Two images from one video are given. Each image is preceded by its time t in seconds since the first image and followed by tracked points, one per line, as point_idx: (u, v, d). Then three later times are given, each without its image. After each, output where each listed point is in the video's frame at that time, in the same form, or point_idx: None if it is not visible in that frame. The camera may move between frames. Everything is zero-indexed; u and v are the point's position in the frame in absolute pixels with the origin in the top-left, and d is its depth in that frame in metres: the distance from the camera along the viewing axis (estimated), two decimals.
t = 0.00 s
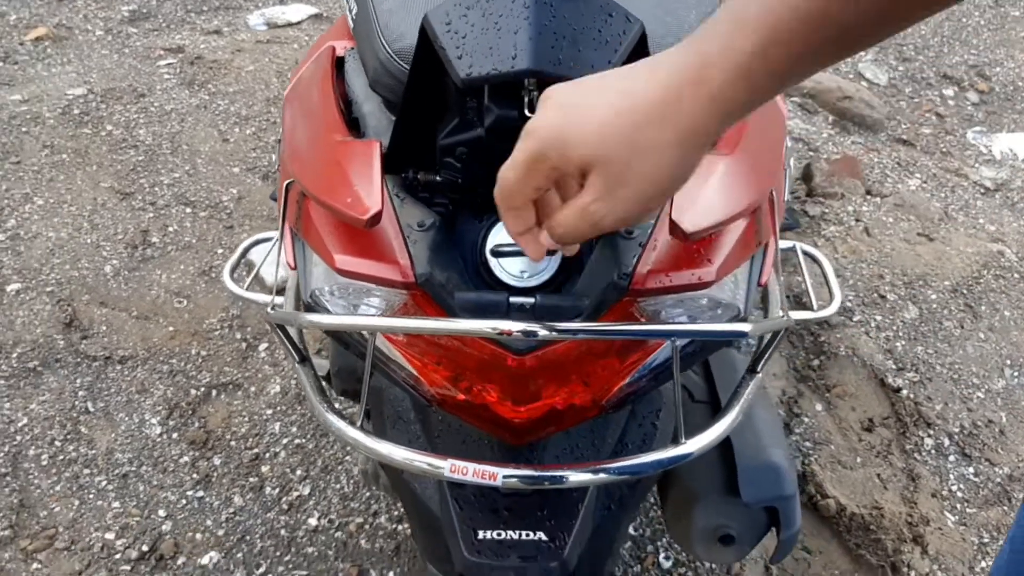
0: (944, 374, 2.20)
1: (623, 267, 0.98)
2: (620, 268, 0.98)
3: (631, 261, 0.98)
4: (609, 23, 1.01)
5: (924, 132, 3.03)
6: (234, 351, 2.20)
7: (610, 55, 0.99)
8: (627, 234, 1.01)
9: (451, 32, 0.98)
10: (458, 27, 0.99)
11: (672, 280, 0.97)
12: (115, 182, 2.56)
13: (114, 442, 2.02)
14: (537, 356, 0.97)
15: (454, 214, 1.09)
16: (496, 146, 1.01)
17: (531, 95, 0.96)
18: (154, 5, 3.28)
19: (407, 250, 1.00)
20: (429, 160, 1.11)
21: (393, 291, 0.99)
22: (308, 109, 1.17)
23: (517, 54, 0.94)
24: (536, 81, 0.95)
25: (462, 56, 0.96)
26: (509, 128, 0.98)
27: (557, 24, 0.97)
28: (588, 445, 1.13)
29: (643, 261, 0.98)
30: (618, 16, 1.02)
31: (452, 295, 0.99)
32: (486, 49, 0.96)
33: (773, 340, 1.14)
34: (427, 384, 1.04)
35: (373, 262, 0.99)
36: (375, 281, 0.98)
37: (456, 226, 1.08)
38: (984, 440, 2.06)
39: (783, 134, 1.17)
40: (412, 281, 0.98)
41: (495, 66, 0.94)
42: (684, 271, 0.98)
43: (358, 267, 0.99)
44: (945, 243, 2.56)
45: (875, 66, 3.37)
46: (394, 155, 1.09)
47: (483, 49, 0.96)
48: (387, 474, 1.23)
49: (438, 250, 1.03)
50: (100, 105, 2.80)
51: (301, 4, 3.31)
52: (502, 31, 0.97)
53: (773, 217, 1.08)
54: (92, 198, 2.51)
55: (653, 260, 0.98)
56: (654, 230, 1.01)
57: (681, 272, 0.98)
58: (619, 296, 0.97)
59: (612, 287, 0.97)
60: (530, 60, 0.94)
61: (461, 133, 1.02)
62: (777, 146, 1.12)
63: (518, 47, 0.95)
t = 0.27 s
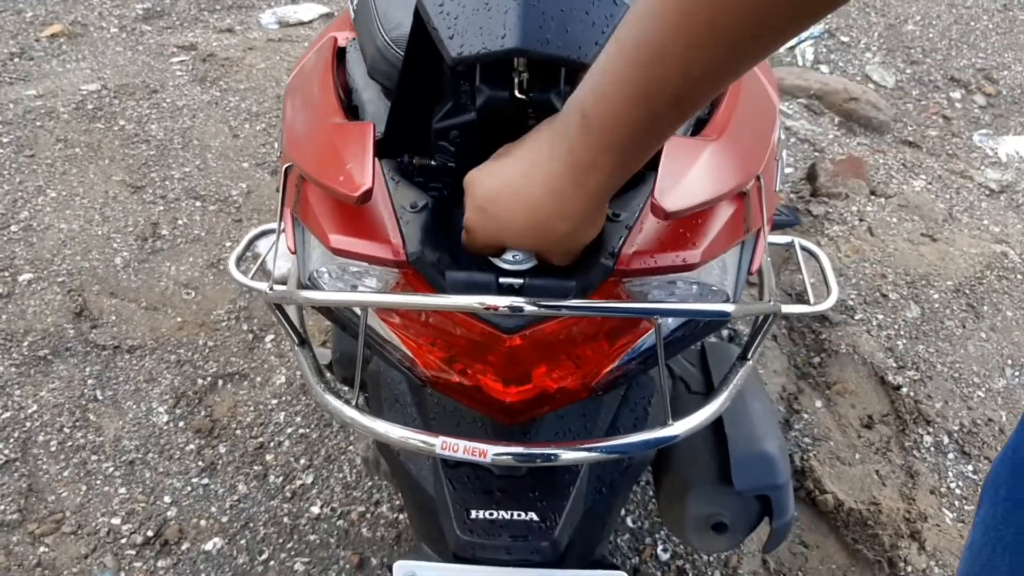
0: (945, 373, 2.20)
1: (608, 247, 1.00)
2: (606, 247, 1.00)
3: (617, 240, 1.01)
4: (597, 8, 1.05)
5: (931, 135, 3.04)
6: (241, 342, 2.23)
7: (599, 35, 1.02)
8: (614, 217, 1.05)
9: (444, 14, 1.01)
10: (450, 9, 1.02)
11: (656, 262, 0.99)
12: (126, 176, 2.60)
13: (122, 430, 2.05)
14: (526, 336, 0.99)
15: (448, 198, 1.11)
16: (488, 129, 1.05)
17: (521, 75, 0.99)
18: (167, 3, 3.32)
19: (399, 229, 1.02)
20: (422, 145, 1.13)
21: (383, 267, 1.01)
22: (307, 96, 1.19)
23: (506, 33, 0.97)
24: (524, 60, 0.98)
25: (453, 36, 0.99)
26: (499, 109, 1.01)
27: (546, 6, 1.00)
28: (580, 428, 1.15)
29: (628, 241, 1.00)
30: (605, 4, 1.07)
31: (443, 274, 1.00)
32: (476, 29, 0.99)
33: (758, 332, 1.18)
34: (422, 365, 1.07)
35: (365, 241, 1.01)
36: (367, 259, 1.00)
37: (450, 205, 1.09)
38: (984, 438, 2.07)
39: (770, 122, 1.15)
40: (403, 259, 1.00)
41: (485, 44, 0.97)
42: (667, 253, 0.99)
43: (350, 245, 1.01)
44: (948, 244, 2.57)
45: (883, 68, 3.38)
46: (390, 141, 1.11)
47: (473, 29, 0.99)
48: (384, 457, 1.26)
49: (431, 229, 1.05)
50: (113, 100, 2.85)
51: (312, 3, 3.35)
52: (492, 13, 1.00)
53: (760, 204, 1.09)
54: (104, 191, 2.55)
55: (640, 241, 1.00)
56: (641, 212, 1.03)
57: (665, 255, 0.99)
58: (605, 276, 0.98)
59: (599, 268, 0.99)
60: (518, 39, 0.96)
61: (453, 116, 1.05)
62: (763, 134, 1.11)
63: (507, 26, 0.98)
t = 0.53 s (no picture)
0: (948, 377, 2.21)
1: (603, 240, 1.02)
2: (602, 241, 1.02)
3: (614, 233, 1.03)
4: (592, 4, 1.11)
5: (938, 141, 3.04)
6: (248, 337, 2.25)
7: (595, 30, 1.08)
8: (611, 211, 1.06)
9: (446, 8, 1.06)
10: (452, 3, 1.07)
11: (651, 254, 1.00)
12: (138, 172, 2.63)
13: (129, 422, 2.07)
14: (524, 326, 1.01)
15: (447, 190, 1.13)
16: (489, 121, 1.10)
17: (521, 69, 1.06)
18: (181, 3, 3.36)
19: (399, 217, 1.03)
20: (423, 137, 1.15)
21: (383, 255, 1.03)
22: (314, 92, 1.21)
23: (506, 27, 1.02)
24: (523, 52, 1.04)
25: (455, 30, 1.04)
26: (499, 101, 1.07)
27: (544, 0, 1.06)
28: (577, 420, 1.17)
29: (625, 233, 1.01)
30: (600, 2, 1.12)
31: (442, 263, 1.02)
32: (478, 23, 1.04)
33: (755, 329, 1.20)
34: (423, 356, 1.09)
35: (367, 229, 1.02)
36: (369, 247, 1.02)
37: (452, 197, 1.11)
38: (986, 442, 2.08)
39: (768, 117, 1.17)
40: (403, 248, 1.01)
41: (484, 37, 1.02)
42: (662, 245, 1.01)
43: (351, 233, 1.02)
44: (954, 249, 2.57)
45: (891, 74, 3.39)
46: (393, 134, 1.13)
47: (475, 23, 1.04)
48: (385, 448, 1.28)
49: (432, 218, 1.08)
50: (126, 98, 2.88)
51: (324, 5, 3.38)
52: (492, 6, 1.05)
53: (757, 198, 1.10)
54: (116, 187, 2.58)
55: (635, 233, 1.01)
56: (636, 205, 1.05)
57: (660, 246, 1.01)
58: (599, 267, 1.00)
59: (594, 258, 1.00)
60: (516, 32, 1.02)
61: (454, 109, 1.10)
62: (760, 129, 1.12)
63: (506, 20, 1.03)
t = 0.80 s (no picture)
0: (956, 381, 2.21)
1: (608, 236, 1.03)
2: (606, 237, 1.03)
3: (618, 229, 1.03)
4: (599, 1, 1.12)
5: (949, 146, 3.03)
6: (258, 335, 2.27)
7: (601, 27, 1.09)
8: (616, 208, 1.07)
9: (454, 7, 1.08)
10: (459, 2, 1.08)
11: (655, 251, 1.01)
12: (151, 171, 2.66)
13: (139, 418, 2.09)
14: (528, 321, 1.02)
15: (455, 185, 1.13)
16: (497, 118, 1.11)
17: (527, 67, 1.07)
18: (195, 4, 3.39)
19: (406, 213, 1.04)
20: (432, 134, 1.18)
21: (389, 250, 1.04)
22: (323, 90, 1.22)
23: (512, 25, 1.04)
24: (529, 50, 1.05)
25: (462, 28, 1.05)
26: (506, 98, 1.08)
27: None
28: (582, 417, 1.18)
29: (629, 229, 1.02)
30: None
31: (447, 259, 1.02)
32: (485, 22, 1.05)
33: (760, 330, 1.20)
34: (429, 351, 1.10)
35: (373, 223, 1.03)
36: (376, 242, 1.03)
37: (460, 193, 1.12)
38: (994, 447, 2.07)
39: (774, 116, 1.17)
40: (410, 243, 1.02)
41: (492, 36, 1.04)
42: (667, 242, 1.02)
43: (358, 228, 1.03)
44: (963, 254, 2.57)
45: (902, 79, 3.38)
46: (401, 132, 1.16)
47: (482, 21, 1.05)
48: (391, 443, 1.29)
49: (438, 215, 1.07)
50: (140, 98, 2.91)
51: (337, 7, 3.40)
52: (498, 5, 1.06)
53: (762, 197, 1.11)
54: (128, 186, 2.61)
55: (640, 230, 1.02)
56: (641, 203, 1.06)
57: (665, 243, 1.01)
58: (603, 264, 1.01)
59: (598, 255, 1.01)
60: (523, 31, 1.03)
61: (462, 107, 1.12)
62: (766, 128, 1.12)
63: (512, 19, 1.04)
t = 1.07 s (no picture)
0: (965, 388, 2.21)
1: (618, 235, 1.05)
2: (617, 236, 1.04)
3: (628, 229, 1.05)
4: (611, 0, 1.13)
5: (961, 153, 3.03)
6: (270, 333, 2.29)
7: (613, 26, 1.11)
8: (626, 208, 1.08)
9: (468, 5, 1.09)
10: None
11: (664, 251, 1.02)
12: (166, 171, 2.69)
13: (153, 415, 2.12)
14: (538, 320, 1.04)
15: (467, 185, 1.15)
16: (509, 117, 1.12)
17: (540, 65, 1.09)
18: (212, 7, 3.42)
19: (418, 211, 1.06)
20: (444, 133, 1.19)
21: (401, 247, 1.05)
22: (337, 90, 1.24)
23: (525, 21, 1.05)
24: (542, 47, 1.07)
25: (476, 25, 1.07)
26: (518, 96, 1.09)
27: None
28: (591, 417, 1.19)
29: (639, 230, 1.03)
30: None
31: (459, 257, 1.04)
32: (498, 18, 1.07)
33: (768, 332, 1.22)
34: (440, 350, 1.12)
35: (385, 221, 1.05)
36: (388, 239, 1.04)
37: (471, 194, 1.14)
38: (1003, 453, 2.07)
39: (783, 119, 1.18)
40: (422, 241, 1.03)
41: (505, 32, 1.05)
42: (676, 243, 1.03)
43: (370, 226, 1.05)
44: (974, 261, 2.57)
45: (915, 85, 3.38)
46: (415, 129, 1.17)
47: (495, 18, 1.07)
48: (401, 440, 1.30)
49: (449, 214, 1.09)
50: (156, 99, 2.94)
51: (352, 10, 3.43)
52: (511, 3, 1.08)
53: (771, 200, 1.12)
54: (144, 185, 2.64)
55: (650, 230, 1.03)
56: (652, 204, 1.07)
57: (674, 244, 1.03)
58: (613, 264, 1.02)
59: (608, 254, 1.03)
60: (535, 27, 1.05)
61: (475, 106, 1.12)
62: (775, 130, 1.14)
63: (526, 15, 1.06)
